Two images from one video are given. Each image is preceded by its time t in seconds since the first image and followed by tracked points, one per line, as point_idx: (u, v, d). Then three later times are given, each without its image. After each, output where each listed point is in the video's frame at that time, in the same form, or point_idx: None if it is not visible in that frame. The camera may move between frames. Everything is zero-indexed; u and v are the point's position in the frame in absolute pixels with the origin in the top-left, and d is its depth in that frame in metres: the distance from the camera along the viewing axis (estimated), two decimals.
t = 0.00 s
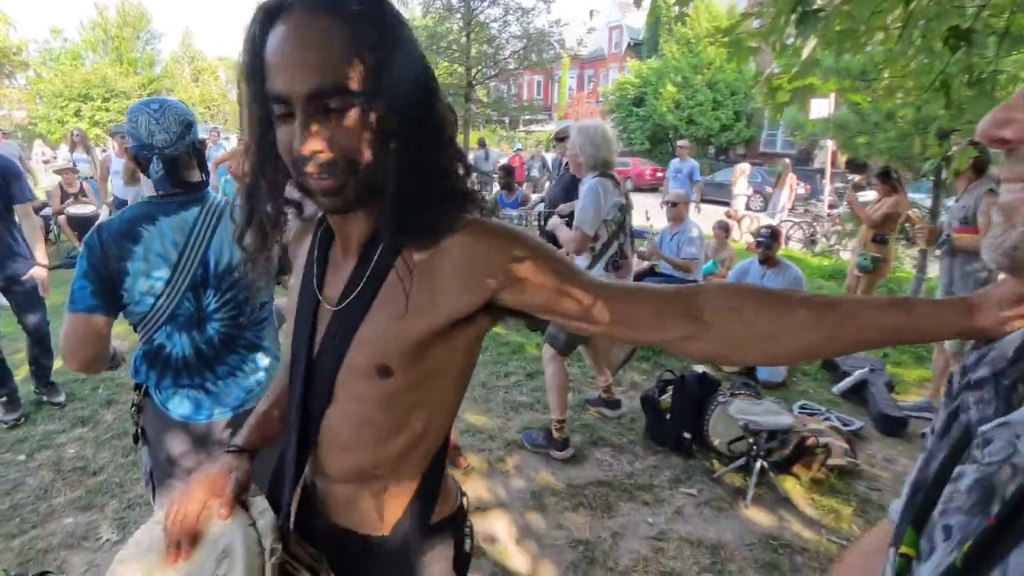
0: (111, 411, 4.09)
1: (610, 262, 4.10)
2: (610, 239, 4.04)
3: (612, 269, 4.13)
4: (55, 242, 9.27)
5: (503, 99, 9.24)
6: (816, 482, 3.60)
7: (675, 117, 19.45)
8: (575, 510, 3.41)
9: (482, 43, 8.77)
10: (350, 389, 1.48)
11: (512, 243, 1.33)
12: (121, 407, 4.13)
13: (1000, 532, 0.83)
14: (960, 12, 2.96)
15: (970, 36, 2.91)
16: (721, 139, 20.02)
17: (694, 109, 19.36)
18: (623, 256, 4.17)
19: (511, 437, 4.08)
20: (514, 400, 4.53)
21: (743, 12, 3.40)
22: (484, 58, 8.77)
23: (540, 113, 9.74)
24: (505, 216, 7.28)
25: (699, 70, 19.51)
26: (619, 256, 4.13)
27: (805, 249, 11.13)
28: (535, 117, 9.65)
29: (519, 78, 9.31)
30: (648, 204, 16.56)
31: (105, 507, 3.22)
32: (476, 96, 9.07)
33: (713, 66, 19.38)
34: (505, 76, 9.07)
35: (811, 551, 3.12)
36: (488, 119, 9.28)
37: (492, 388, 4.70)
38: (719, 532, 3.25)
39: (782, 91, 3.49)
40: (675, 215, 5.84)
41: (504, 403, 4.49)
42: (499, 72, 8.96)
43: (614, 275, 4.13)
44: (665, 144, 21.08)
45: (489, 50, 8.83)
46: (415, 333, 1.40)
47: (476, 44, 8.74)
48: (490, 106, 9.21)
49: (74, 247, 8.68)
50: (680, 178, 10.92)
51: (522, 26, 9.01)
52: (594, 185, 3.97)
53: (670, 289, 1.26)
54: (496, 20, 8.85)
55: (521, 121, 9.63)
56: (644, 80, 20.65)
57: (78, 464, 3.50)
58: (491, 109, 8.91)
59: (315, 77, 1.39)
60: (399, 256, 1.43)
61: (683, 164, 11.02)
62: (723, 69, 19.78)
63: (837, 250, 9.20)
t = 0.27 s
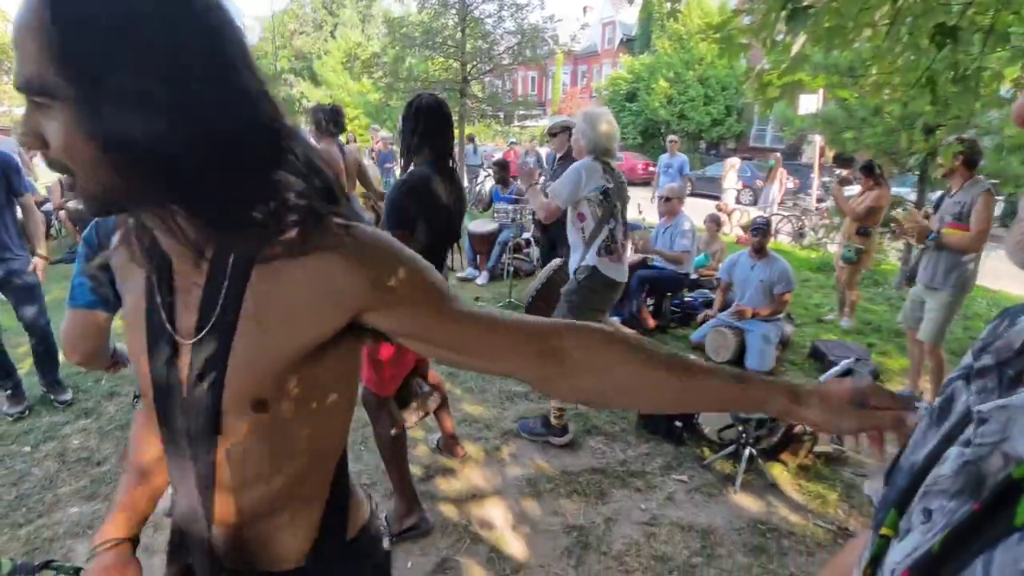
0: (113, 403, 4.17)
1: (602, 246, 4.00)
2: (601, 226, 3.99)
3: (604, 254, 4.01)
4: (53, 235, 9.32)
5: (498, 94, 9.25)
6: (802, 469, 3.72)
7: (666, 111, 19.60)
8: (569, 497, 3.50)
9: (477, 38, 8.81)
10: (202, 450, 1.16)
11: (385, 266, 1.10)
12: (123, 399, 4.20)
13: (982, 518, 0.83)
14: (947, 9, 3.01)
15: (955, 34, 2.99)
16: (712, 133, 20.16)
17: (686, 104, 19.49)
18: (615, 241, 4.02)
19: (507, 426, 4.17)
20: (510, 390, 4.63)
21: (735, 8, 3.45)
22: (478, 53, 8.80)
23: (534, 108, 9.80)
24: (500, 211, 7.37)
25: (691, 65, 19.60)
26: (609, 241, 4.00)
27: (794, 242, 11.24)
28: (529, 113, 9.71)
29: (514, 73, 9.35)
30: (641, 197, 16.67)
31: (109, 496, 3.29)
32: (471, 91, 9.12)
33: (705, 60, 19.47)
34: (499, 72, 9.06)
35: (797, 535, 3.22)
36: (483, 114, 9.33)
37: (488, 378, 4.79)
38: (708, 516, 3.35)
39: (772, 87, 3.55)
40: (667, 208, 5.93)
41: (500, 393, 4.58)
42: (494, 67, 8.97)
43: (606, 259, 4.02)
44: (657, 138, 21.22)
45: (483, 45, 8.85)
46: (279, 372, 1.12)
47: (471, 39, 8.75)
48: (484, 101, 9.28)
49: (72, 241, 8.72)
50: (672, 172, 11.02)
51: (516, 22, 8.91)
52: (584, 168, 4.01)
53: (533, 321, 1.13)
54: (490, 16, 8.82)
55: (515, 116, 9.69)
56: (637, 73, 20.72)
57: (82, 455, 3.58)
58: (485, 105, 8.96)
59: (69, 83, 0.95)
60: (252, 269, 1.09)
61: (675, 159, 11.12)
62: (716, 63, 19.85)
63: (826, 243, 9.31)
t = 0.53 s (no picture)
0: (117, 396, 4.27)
1: (590, 235, 4.02)
2: (592, 215, 4.03)
3: (594, 242, 4.03)
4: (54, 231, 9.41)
5: (493, 90, 9.29)
6: (789, 456, 3.83)
7: (659, 107, 19.72)
8: (564, 484, 3.60)
9: (472, 34, 8.85)
10: None
11: (136, 303, 0.97)
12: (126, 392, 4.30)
13: (948, 540, 1.05)
14: (933, 6, 3.06)
15: (942, 30, 3.05)
16: (704, 128, 20.28)
17: (678, 100, 19.61)
18: (605, 231, 4.05)
19: (502, 416, 4.25)
20: (505, 380, 4.72)
21: (726, 4, 3.49)
22: (473, 49, 8.83)
23: (528, 103, 9.86)
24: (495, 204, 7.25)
25: (684, 61, 19.72)
26: (599, 230, 4.03)
27: (782, 236, 11.35)
28: (524, 108, 9.78)
29: (508, 69, 9.40)
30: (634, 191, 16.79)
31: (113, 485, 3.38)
32: (466, 86, 9.17)
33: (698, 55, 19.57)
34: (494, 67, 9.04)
35: (785, 519, 3.33)
36: (478, 109, 9.39)
37: (483, 368, 4.88)
38: (699, 502, 3.45)
39: (763, 83, 3.60)
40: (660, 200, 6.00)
41: (495, 383, 4.66)
42: (488, 63, 8.98)
43: (594, 248, 4.04)
44: (650, 133, 21.34)
45: (478, 41, 8.88)
46: (9, 433, 0.92)
47: (466, 35, 8.78)
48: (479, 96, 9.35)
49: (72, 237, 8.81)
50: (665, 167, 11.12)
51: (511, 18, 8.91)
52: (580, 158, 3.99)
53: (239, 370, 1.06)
54: (485, 11, 8.83)
55: (510, 112, 9.76)
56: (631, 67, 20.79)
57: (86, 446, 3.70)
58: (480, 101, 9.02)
59: None
60: None
61: (666, 154, 11.20)
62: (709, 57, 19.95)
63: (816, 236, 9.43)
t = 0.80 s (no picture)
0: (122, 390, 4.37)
1: (583, 239, 4.09)
2: (585, 218, 4.10)
3: (586, 246, 4.11)
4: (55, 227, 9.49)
5: (487, 85, 9.35)
6: (778, 443, 3.94)
7: (651, 102, 19.85)
8: (558, 472, 3.69)
9: (468, 30, 8.87)
10: None
11: None
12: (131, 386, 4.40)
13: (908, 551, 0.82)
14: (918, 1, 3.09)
15: (929, 28, 3.08)
16: (697, 123, 20.41)
17: (669, 95, 19.74)
18: (597, 235, 4.13)
19: (499, 406, 4.34)
20: (502, 370, 4.80)
21: None
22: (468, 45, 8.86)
23: (524, 99, 9.92)
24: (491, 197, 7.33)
25: (676, 57, 19.83)
26: (591, 234, 4.10)
27: (771, 229, 11.44)
28: (519, 104, 9.85)
29: (503, 65, 9.45)
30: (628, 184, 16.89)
31: (118, 476, 3.48)
32: (462, 82, 9.21)
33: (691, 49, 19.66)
34: (489, 63, 9.10)
35: (773, 505, 3.43)
36: (473, 104, 9.45)
37: (480, 360, 4.96)
38: (689, 488, 3.55)
39: (753, 78, 3.64)
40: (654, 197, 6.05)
41: (492, 373, 4.75)
42: (484, 58, 9.02)
43: (586, 252, 4.12)
44: (643, 128, 21.45)
45: (474, 37, 8.90)
46: None
47: (462, 30, 8.81)
48: (474, 92, 9.41)
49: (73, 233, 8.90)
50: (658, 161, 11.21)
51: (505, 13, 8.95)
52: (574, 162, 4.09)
53: None
54: (480, 8, 8.89)
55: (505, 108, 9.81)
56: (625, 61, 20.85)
57: (91, 438, 3.80)
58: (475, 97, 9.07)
59: None
60: None
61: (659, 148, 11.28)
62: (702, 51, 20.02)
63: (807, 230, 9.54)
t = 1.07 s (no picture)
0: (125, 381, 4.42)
1: (567, 228, 4.14)
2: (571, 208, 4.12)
3: (570, 235, 4.15)
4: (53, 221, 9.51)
5: (483, 81, 9.38)
6: (767, 431, 4.04)
7: (644, 98, 19.94)
8: (553, 460, 3.78)
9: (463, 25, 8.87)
10: None
11: None
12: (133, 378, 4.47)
13: (892, 505, 0.84)
14: None
15: (917, 24, 3.16)
16: (689, 118, 20.49)
17: (662, 92, 19.83)
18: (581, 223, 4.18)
19: (495, 396, 4.43)
20: (498, 361, 4.89)
21: None
22: (463, 40, 8.88)
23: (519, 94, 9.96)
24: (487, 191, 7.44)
25: (669, 53, 19.91)
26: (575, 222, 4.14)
27: (760, 223, 11.56)
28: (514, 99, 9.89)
29: (498, 60, 9.48)
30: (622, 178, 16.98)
31: (122, 467, 3.55)
32: (457, 77, 9.23)
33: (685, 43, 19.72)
34: (484, 58, 9.13)
35: (762, 491, 3.53)
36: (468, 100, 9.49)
37: (476, 351, 5.05)
38: (681, 475, 3.65)
39: (745, 74, 3.70)
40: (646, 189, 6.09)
41: (488, 364, 4.84)
42: (479, 54, 9.03)
43: (571, 241, 4.16)
44: (636, 123, 21.53)
45: (469, 32, 8.89)
46: None
47: (457, 26, 8.79)
48: (470, 87, 9.45)
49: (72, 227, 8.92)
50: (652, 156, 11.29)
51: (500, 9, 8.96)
52: (561, 146, 4.03)
53: None
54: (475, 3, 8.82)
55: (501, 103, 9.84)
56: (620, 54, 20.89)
57: (95, 430, 3.87)
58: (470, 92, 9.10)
59: None
60: None
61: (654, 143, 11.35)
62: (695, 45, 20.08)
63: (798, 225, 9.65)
